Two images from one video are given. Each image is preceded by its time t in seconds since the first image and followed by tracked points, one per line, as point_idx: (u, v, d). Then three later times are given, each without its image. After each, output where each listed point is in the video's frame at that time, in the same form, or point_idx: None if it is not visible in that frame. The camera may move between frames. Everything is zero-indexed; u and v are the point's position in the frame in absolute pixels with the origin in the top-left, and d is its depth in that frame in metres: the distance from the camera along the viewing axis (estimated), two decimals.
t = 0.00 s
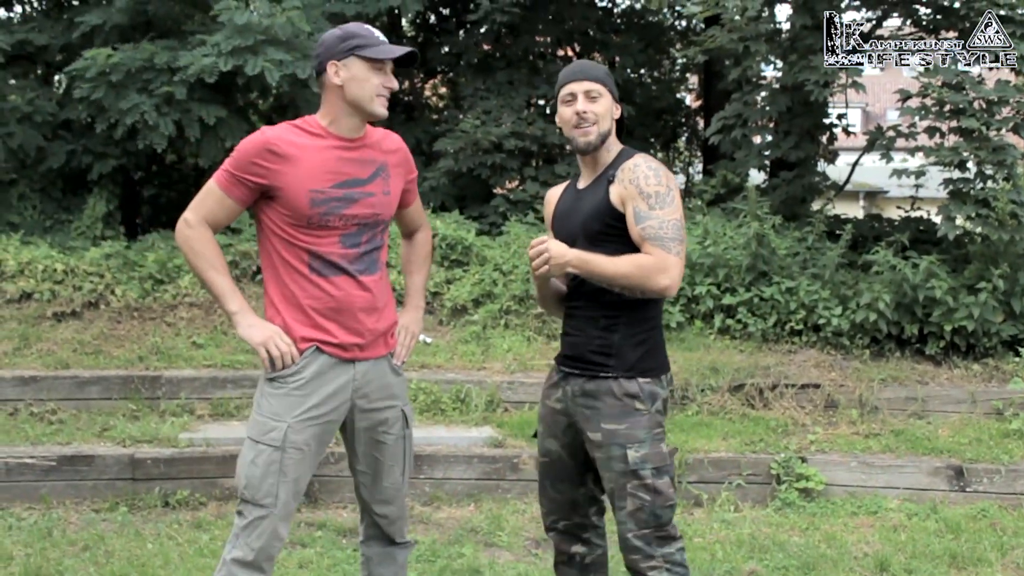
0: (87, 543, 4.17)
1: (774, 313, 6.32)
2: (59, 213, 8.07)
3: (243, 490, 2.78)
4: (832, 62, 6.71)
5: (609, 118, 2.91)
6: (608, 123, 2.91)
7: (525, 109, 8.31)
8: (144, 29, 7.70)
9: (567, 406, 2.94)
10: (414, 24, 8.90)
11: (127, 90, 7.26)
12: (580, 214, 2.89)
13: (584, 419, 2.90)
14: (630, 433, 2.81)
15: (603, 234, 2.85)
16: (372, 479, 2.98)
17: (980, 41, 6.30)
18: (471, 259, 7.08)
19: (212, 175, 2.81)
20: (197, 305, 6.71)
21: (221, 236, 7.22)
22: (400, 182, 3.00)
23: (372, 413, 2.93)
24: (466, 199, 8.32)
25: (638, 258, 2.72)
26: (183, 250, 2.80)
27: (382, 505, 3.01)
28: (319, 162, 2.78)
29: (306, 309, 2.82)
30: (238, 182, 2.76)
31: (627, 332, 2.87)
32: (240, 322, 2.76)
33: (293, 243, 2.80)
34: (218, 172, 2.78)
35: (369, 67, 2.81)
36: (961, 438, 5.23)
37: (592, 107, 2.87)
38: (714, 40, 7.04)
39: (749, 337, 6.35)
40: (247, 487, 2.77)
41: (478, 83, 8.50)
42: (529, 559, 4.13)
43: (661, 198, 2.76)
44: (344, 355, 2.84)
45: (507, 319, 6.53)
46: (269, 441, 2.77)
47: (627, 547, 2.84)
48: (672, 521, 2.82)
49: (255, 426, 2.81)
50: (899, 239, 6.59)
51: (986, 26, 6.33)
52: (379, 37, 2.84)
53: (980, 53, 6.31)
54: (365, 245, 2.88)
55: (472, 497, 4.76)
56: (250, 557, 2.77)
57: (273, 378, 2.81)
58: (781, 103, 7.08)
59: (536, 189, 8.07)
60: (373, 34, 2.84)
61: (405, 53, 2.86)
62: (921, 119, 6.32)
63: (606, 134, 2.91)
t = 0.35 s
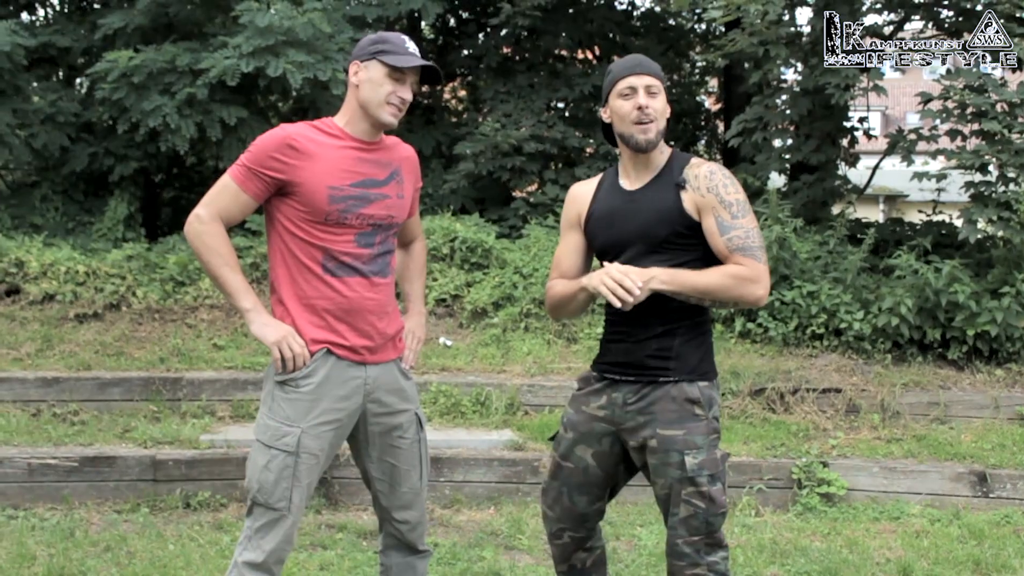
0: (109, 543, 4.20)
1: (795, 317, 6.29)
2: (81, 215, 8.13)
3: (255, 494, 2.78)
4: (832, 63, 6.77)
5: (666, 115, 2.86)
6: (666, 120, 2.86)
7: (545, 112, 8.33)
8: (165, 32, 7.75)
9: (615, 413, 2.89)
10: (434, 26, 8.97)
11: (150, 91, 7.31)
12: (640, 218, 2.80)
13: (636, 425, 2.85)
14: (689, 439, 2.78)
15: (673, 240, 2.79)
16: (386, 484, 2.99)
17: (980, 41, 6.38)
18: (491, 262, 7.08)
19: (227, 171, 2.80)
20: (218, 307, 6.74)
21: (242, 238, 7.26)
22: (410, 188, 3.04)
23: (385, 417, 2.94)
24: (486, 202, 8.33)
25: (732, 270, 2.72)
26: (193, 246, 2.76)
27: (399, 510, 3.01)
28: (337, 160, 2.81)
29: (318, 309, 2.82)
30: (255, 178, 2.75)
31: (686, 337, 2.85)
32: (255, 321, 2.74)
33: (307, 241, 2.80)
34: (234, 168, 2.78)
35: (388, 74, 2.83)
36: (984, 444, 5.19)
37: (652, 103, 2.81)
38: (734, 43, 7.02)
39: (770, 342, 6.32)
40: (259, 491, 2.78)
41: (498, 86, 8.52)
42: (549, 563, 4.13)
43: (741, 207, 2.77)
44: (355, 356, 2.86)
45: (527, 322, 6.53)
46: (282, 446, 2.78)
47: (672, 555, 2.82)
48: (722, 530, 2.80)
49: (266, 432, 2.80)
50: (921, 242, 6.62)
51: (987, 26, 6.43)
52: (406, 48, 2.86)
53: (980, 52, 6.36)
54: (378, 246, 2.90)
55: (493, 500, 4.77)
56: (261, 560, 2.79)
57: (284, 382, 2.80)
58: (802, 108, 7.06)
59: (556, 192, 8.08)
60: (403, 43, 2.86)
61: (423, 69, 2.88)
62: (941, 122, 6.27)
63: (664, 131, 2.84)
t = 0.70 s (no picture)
0: (134, 547, 4.22)
1: (819, 318, 6.26)
2: (104, 220, 8.21)
3: (277, 497, 2.80)
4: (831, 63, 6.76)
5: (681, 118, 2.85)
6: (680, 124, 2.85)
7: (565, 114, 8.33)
8: (187, 37, 7.81)
9: (626, 414, 2.89)
10: (454, 30, 9.04)
11: (172, 96, 7.37)
12: (658, 221, 2.79)
13: (648, 425, 2.86)
14: (704, 437, 2.81)
15: (691, 248, 2.81)
16: (407, 486, 2.99)
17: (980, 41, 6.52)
18: (512, 264, 7.09)
19: (243, 180, 2.83)
20: (240, 311, 6.78)
21: (264, 242, 7.30)
22: (430, 190, 3.02)
23: (405, 419, 2.94)
24: (506, 205, 8.34)
25: (748, 281, 2.82)
26: (213, 254, 2.81)
27: (420, 512, 3.02)
28: (348, 165, 2.81)
29: (335, 312, 2.84)
30: (268, 186, 2.78)
31: (695, 338, 2.89)
32: (271, 323, 2.78)
33: (322, 246, 2.82)
34: (248, 177, 2.81)
35: (397, 91, 2.78)
36: (1010, 445, 5.15)
37: (669, 104, 2.80)
38: (757, 43, 7.02)
39: (793, 342, 6.29)
40: (280, 493, 2.79)
41: (518, 88, 8.53)
42: (573, 565, 4.12)
43: (759, 220, 2.86)
44: (370, 358, 2.86)
45: (549, 324, 6.52)
46: (302, 447, 2.79)
47: (689, 555, 2.82)
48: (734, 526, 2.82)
49: (285, 433, 2.82)
50: (946, 242, 6.59)
51: (987, 27, 6.55)
52: (423, 67, 2.80)
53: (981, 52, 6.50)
54: (394, 249, 2.90)
55: (516, 503, 4.76)
56: (285, 563, 2.80)
57: (303, 383, 2.82)
58: (824, 108, 7.01)
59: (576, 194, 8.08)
60: (417, 56, 2.80)
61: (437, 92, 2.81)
62: (966, 121, 6.21)
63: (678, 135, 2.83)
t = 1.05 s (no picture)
0: (130, 545, 4.21)
1: (816, 318, 6.26)
2: (102, 218, 8.20)
3: (272, 493, 2.80)
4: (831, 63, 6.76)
5: (653, 121, 2.85)
6: (653, 126, 2.85)
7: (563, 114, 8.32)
8: (186, 35, 7.80)
9: (610, 412, 2.93)
10: (452, 29, 9.02)
11: (171, 95, 7.35)
12: (640, 222, 2.81)
13: (629, 425, 2.89)
14: (682, 439, 2.82)
15: (670, 248, 2.82)
16: (402, 483, 3.00)
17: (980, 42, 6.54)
18: (510, 264, 7.09)
19: (244, 178, 2.83)
20: (237, 309, 6.78)
21: (261, 240, 7.30)
22: (430, 190, 3.02)
23: (400, 417, 2.95)
24: (504, 204, 8.34)
25: (725, 280, 2.78)
26: (214, 252, 2.81)
27: (414, 510, 3.01)
28: (347, 165, 2.81)
29: (332, 311, 2.83)
30: (268, 185, 2.78)
31: (678, 340, 2.88)
32: (267, 321, 2.78)
33: (320, 245, 2.82)
34: (249, 175, 2.81)
35: (396, 87, 2.77)
36: (1007, 445, 5.15)
37: (635, 113, 2.81)
38: (756, 42, 6.99)
39: (790, 342, 6.29)
40: (275, 488, 2.79)
41: (517, 87, 8.53)
42: (569, 564, 4.12)
43: (740, 219, 2.82)
44: (367, 358, 2.85)
45: (546, 323, 6.53)
46: (296, 443, 2.79)
47: (670, 557, 2.84)
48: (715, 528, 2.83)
49: (281, 430, 2.82)
50: (943, 242, 6.57)
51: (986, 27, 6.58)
52: (417, 59, 2.79)
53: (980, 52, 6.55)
54: (392, 249, 2.89)
55: (513, 502, 4.76)
56: (280, 559, 2.80)
57: (299, 380, 2.82)
58: (823, 108, 7.04)
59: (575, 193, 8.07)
60: (411, 51, 2.79)
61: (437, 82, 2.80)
62: (966, 121, 6.23)
63: (652, 139, 2.84)
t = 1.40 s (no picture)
0: (121, 545, 4.20)
1: (807, 315, 6.28)
2: (92, 217, 8.17)
3: (269, 494, 2.79)
4: (832, 63, 6.78)
5: (634, 116, 2.89)
6: (635, 122, 2.89)
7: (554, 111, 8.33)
8: (174, 34, 7.78)
9: (607, 410, 2.96)
10: (443, 26, 8.93)
11: (160, 94, 7.33)
12: (622, 219, 2.87)
13: (624, 424, 2.90)
14: (674, 440, 2.82)
15: (650, 241, 2.84)
16: (398, 482, 2.99)
17: (980, 41, 6.39)
18: (501, 262, 7.08)
19: (237, 178, 2.81)
20: (229, 308, 6.76)
21: (252, 239, 7.28)
22: (422, 189, 3.01)
23: (395, 416, 2.94)
24: (495, 202, 8.34)
25: (695, 266, 2.73)
26: (207, 252, 2.80)
27: (410, 509, 3.01)
28: (342, 165, 2.80)
29: (328, 311, 2.83)
30: (262, 185, 2.77)
31: (669, 337, 2.87)
32: (264, 321, 2.76)
33: (316, 245, 2.81)
34: (243, 175, 2.79)
35: (398, 79, 2.79)
36: (997, 441, 5.17)
37: (610, 113, 2.86)
38: (747, 39, 6.98)
39: (781, 339, 6.30)
40: (272, 489, 2.78)
41: (507, 86, 8.52)
42: (562, 562, 4.12)
43: (712, 205, 2.76)
44: (364, 358, 2.85)
45: (537, 321, 6.53)
46: (293, 444, 2.78)
47: (670, 556, 2.86)
48: (714, 526, 2.84)
49: (278, 430, 2.81)
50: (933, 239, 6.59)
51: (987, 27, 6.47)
52: (404, 46, 2.80)
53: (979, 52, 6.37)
54: (387, 248, 2.89)
55: (505, 500, 4.76)
56: (276, 559, 2.80)
57: (294, 380, 2.81)
58: (815, 105, 7.05)
59: (566, 191, 8.08)
60: (401, 43, 2.81)
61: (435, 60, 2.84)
62: (956, 118, 6.27)
63: (634, 135, 2.88)
